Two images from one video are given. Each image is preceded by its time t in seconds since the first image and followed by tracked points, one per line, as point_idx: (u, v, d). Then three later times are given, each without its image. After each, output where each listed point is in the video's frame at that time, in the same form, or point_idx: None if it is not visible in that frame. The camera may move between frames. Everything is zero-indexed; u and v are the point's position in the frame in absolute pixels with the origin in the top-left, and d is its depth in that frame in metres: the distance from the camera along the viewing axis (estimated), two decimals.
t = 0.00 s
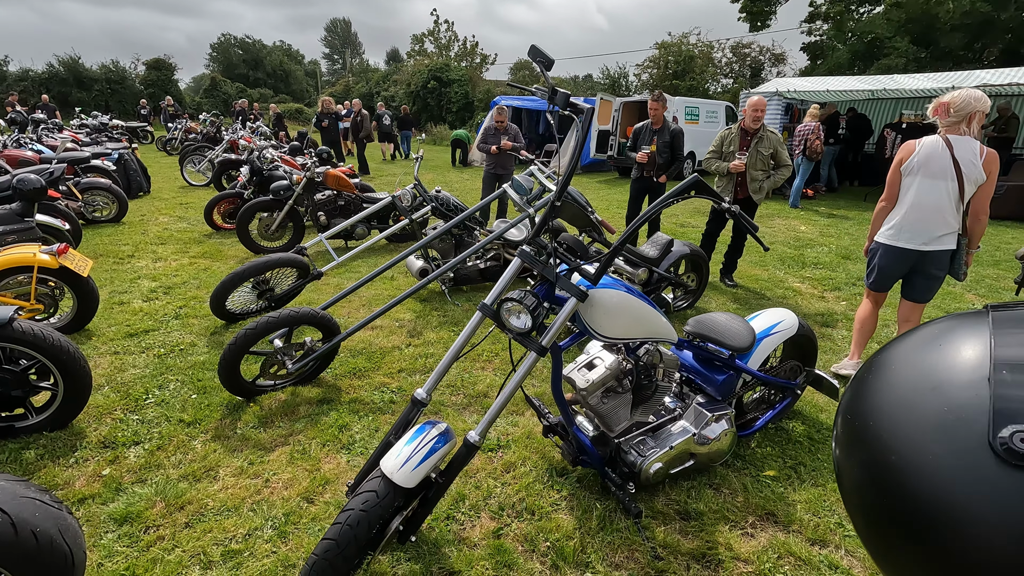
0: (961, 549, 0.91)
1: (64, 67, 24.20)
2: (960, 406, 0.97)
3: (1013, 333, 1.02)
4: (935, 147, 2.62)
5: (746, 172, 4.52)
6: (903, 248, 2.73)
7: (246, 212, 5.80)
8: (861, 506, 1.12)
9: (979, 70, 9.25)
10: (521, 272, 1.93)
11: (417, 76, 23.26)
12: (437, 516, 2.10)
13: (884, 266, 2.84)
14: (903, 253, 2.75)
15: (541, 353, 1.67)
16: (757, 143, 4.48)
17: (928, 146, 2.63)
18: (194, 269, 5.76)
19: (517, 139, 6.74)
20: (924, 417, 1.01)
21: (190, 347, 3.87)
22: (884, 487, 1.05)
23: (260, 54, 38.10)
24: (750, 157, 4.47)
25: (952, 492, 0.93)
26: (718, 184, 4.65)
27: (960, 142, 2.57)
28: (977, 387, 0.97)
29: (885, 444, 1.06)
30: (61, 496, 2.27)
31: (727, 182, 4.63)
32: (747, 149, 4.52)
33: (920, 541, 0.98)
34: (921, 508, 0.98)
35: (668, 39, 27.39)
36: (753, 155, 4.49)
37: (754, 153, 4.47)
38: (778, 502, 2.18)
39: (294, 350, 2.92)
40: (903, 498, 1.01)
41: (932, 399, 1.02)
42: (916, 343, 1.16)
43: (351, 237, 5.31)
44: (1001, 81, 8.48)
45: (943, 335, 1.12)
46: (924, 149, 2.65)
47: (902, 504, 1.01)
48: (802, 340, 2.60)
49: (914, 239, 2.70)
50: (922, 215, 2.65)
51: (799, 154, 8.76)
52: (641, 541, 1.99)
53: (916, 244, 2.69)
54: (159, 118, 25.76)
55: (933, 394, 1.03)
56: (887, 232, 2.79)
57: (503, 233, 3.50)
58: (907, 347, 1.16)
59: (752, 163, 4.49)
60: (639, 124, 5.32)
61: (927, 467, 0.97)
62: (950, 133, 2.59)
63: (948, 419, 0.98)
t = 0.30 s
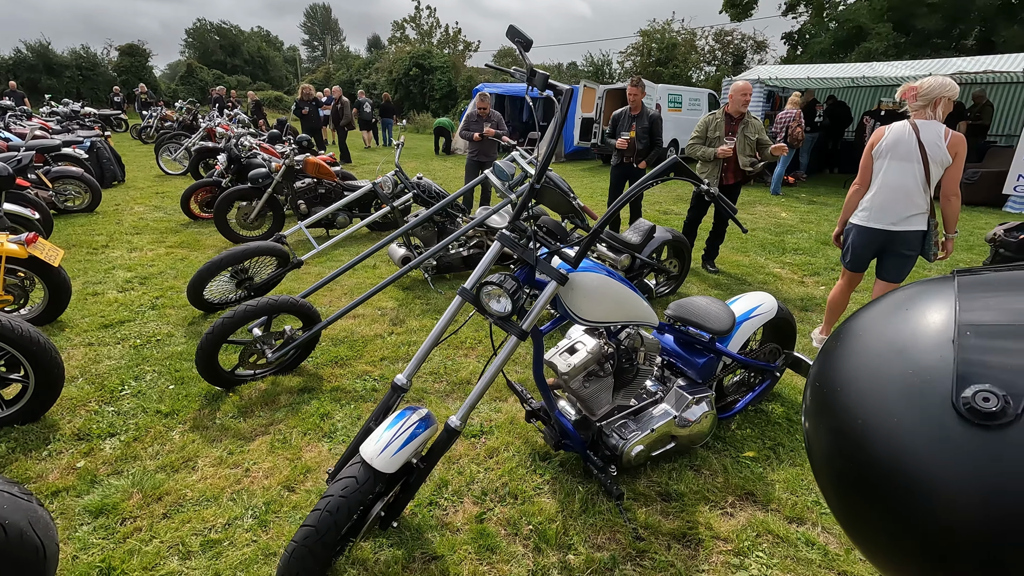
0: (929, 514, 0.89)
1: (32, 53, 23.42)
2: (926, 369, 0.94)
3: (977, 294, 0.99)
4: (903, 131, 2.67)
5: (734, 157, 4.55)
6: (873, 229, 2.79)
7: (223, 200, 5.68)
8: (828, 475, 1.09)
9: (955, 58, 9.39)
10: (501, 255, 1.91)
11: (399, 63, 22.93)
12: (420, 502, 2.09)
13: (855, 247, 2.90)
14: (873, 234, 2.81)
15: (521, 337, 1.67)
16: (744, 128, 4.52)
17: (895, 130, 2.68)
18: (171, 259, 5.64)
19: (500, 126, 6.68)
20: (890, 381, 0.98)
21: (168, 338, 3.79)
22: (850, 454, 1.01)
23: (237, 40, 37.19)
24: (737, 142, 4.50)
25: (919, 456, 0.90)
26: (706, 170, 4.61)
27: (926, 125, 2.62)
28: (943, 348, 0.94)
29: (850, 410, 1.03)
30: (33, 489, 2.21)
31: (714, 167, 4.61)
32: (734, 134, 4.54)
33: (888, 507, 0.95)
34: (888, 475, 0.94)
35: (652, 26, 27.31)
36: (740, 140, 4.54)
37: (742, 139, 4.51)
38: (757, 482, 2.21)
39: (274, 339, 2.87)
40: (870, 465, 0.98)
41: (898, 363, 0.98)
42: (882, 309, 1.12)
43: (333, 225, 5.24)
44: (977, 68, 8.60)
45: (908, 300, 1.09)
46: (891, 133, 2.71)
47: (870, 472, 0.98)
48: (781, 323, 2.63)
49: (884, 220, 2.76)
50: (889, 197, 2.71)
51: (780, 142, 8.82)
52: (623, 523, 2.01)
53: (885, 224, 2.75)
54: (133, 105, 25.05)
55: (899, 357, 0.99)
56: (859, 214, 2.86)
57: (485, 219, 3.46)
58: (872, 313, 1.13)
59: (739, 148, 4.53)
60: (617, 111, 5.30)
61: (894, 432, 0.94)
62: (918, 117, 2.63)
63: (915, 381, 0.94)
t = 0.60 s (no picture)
0: (928, 474, 0.86)
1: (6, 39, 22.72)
2: (925, 327, 0.90)
3: (975, 249, 0.94)
4: (872, 113, 2.75)
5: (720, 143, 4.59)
6: (842, 208, 2.86)
7: (206, 188, 5.57)
8: (824, 442, 1.05)
9: (940, 45, 9.45)
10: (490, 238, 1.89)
11: (386, 50, 22.60)
12: (410, 487, 2.09)
13: (827, 225, 2.97)
14: (843, 212, 2.88)
15: (511, 319, 1.65)
16: (730, 115, 4.54)
17: (865, 112, 2.77)
18: (154, 248, 5.53)
19: (488, 113, 6.62)
20: (887, 340, 0.93)
21: (151, 327, 3.72)
22: (845, 416, 0.98)
23: (219, 25, 36.38)
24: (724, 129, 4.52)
25: (918, 417, 0.86)
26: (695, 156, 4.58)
27: (894, 108, 2.69)
28: (942, 305, 0.90)
29: (846, 374, 0.99)
30: (15, 480, 2.17)
31: (702, 153, 4.60)
32: (721, 120, 4.54)
33: (886, 470, 0.92)
34: (886, 437, 0.91)
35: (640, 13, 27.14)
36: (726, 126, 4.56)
37: (728, 126, 4.57)
38: (745, 463, 2.23)
39: (260, 327, 2.84)
40: (867, 428, 0.94)
41: (896, 322, 0.94)
42: (878, 270, 1.07)
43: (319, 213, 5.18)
44: (961, 55, 8.67)
45: (904, 259, 1.04)
46: (862, 115, 2.79)
47: (867, 435, 0.94)
48: (769, 306, 2.65)
49: (853, 198, 2.83)
50: (858, 176, 2.78)
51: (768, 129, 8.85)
52: (614, 505, 2.02)
53: (854, 202, 2.82)
54: (112, 93, 24.43)
55: (897, 315, 0.95)
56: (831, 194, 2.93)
57: (473, 205, 3.42)
58: (867, 275, 1.08)
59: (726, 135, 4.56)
60: (604, 96, 5.25)
61: (891, 393, 0.90)
62: (887, 100, 2.70)
63: (913, 339, 0.90)
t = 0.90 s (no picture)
0: (938, 447, 0.80)
1: None
2: (938, 291, 0.83)
3: (993, 209, 0.86)
4: (853, 101, 2.77)
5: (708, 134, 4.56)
6: (827, 194, 2.89)
7: (195, 181, 5.50)
8: (828, 414, 0.99)
9: (930, 38, 9.50)
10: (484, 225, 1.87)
11: (377, 43, 22.40)
12: (405, 478, 2.07)
13: (812, 211, 2.98)
14: (828, 199, 2.91)
15: (506, 308, 1.64)
16: (717, 105, 4.51)
17: (847, 100, 2.77)
18: (143, 242, 5.46)
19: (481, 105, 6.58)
20: (896, 306, 0.86)
21: (140, 320, 3.67)
22: (851, 388, 0.91)
23: (207, 18, 35.91)
24: (711, 120, 4.51)
25: (928, 387, 0.80)
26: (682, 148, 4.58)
27: (874, 96, 2.74)
28: (956, 268, 0.82)
29: (851, 343, 0.92)
30: (1, 474, 2.13)
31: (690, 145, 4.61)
32: (707, 111, 4.53)
33: (893, 442, 0.86)
34: (893, 408, 0.84)
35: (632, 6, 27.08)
36: (713, 117, 4.54)
37: (715, 116, 4.52)
38: (740, 451, 2.23)
39: (251, 319, 2.80)
40: (873, 400, 0.88)
41: (906, 287, 0.87)
42: (887, 234, 0.99)
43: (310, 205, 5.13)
44: (951, 48, 8.72)
45: (917, 222, 0.96)
46: (844, 103, 2.79)
47: (872, 407, 0.88)
48: (764, 296, 2.65)
49: (837, 185, 2.86)
50: (843, 163, 2.81)
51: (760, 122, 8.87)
52: (609, 494, 2.02)
53: (840, 189, 2.85)
54: (98, 86, 24.03)
55: (907, 280, 0.87)
56: (814, 180, 2.94)
57: (466, 196, 3.39)
58: (878, 238, 1.00)
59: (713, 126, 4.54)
60: (597, 88, 5.24)
61: (899, 362, 0.83)
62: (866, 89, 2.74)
63: (924, 305, 0.83)
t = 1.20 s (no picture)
0: (962, 425, 0.74)
1: None
2: (964, 261, 0.76)
3: None
4: (849, 93, 2.76)
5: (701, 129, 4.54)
6: (828, 185, 2.87)
7: (191, 175, 5.46)
8: (843, 391, 0.94)
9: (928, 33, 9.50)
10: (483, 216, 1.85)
11: (373, 38, 22.31)
12: (403, 471, 2.06)
13: (812, 203, 2.95)
14: (828, 190, 2.89)
15: (506, 299, 1.62)
16: (710, 99, 4.47)
17: (844, 92, 2.76)
18: (138, 236, 5.41)
19: (478, 100, 6.53)
20: (917, 278, 0.80)
21: (136, 315, 3.64)
22: (872, 368, 0.85)
23: (202, 13, 35.66)
24: (704, 114, 4.48)
25: (951, 362, 0.74)
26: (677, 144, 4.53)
27: (869, 88, 2.74)
28: (985, 238, 0.76)
29: (868, 318, 0.86)
30: None
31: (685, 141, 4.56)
32: (700, 105, 4.49)
33: (913, 421, 0.81)
34: (913, 385, 0.79)
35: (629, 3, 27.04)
36: (707, 111, 4.51)
37: (708, 109, 4.49)
38: (741, 444, 2.22)
39: (248, 312, 2.77)
40: (897, 380, 0.81)
41: (929, 258, 0.80)
42: (909, 204, 0.93)
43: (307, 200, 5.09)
44: (948, 43, 8.73)
45: (940, 191, 0.89)
46: (840, 95, 2.78)
47: (892, 385, 0.82)
48: (764, 289, 2.64)
49: (837, 176, 2.85)
50: (843, 154, 2.80)
51: (757, 117, 8.85)
52: (610, 486, 2.01)
53: (841, 180, 2.84)
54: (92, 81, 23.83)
55: (930, 251, 0.81)
56: (812, 172, 2.91)
57: (464, 190, 3.36)
58: (898, 211, 0.93)
59: (706, 120, 4.51)
60: (595, 82, 5.20)
61: (920, 338, 0.77)
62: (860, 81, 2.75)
63: (949, 277, 0.77)
